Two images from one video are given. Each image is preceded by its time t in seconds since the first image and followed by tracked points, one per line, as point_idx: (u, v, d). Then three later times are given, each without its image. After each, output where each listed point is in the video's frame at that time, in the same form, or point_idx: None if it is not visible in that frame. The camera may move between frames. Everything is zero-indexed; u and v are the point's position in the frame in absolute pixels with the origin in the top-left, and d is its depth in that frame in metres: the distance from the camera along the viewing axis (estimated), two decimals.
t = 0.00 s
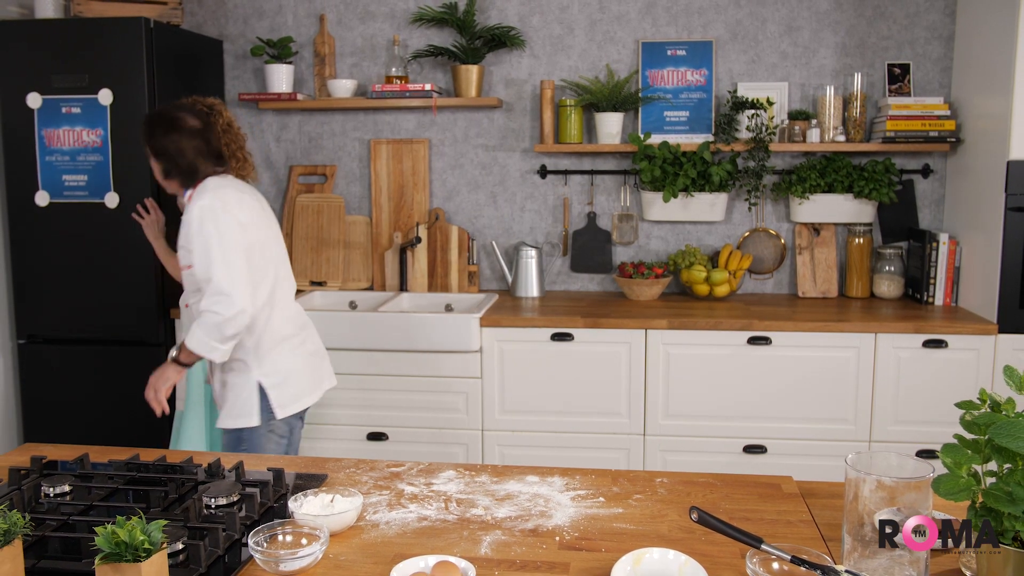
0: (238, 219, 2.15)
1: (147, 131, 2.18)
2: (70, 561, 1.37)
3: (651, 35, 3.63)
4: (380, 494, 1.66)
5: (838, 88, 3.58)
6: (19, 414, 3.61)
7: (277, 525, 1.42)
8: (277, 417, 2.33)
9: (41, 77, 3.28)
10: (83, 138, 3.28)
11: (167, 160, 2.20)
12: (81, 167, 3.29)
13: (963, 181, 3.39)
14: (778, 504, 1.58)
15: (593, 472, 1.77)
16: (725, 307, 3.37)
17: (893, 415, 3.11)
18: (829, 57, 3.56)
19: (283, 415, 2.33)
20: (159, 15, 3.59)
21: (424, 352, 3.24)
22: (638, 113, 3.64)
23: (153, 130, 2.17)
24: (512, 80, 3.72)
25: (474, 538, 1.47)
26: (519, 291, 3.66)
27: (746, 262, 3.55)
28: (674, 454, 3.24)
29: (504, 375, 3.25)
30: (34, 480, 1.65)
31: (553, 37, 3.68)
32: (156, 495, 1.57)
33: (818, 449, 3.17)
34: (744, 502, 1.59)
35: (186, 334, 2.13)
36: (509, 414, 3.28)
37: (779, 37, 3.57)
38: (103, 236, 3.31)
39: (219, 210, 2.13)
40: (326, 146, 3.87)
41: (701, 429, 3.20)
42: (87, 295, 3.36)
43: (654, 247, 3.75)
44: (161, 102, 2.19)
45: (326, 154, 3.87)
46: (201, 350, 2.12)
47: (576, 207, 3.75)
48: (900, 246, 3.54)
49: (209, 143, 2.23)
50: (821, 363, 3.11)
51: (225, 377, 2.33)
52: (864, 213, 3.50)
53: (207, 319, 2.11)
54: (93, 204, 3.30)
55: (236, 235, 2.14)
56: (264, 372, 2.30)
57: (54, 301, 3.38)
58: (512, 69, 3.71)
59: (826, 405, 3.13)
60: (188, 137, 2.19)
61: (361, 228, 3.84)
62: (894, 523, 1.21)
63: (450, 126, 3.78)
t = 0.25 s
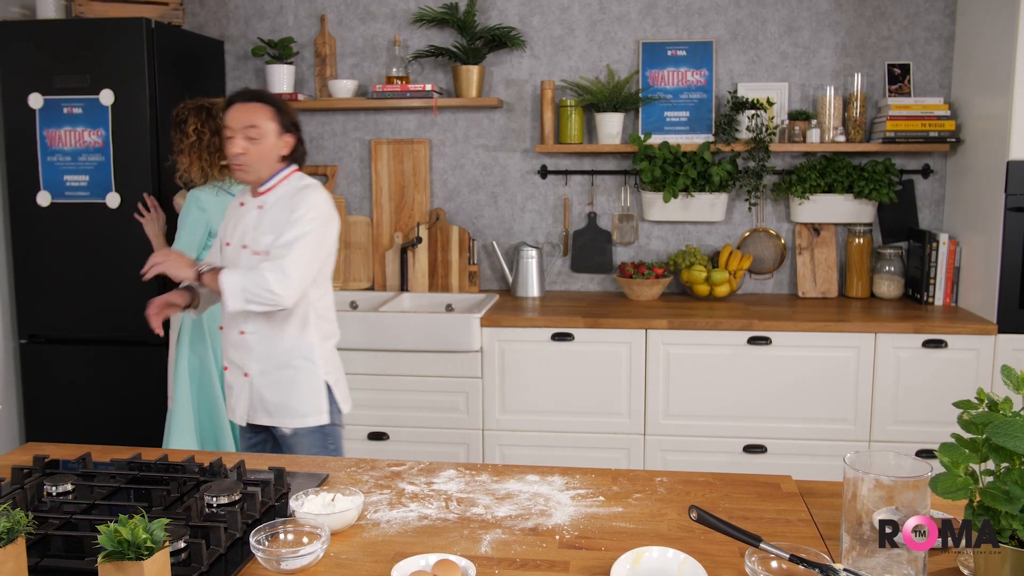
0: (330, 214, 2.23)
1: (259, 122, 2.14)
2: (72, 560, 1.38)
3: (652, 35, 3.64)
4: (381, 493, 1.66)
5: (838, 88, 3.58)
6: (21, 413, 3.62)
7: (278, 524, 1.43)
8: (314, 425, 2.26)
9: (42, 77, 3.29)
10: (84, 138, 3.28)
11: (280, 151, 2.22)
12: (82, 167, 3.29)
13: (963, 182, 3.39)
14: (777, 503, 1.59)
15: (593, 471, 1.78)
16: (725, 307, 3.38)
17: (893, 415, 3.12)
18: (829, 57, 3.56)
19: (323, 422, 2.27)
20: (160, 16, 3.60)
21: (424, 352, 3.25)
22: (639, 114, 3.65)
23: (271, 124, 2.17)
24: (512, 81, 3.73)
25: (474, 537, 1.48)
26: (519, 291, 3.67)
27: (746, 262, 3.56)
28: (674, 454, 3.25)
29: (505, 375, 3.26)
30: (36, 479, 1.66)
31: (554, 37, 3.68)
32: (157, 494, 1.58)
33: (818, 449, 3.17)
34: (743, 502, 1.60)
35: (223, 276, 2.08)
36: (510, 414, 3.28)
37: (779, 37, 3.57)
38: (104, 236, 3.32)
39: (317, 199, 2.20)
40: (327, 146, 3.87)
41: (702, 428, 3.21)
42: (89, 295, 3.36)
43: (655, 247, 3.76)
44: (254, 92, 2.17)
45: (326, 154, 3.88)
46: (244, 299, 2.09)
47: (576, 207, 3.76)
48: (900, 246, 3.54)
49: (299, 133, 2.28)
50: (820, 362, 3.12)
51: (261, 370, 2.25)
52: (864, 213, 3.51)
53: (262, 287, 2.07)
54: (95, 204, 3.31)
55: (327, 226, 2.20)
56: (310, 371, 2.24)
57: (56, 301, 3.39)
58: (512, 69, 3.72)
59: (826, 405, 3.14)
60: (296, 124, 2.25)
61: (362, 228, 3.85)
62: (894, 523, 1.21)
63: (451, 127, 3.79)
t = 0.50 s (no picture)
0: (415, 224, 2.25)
1: (335, 125, 2.15)
2: (75, 559, 1.39)
3: (652, 36, 3.64)
4: (383, 493, 1.67)
5: (839, 89, 3.59)
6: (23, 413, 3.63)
7: (280, 523, 1.44)
8: (392, 433, 2.28)
9: (43, 77, 3.30)
10: (84, 138, 3.29)
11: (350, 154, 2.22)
12: (82, 167, 3.30)
13: (963, 182, 3.40)
14: (777, 503, 1.59)
15: (594, 471, 1.78)
16: (725, 307, 3.38)
17: (893, 415, 3.12)
18: (830, 58, 3.57)
19: (399, 430, 2.32)
20: (162, 16, 3.60)
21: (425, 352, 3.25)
22: (640, 114, 3.65)
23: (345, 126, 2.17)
24: (513, 81, 3.73)
25: (475, 536, 1.48)
26: (520, 291, 3.67)
27: (747, 262, 3.56)
28: (674, 454, 3.25)
29: (506, 374, 3.26)
30: (39, 478, 1.66)
31: (554, 38, 3.69)
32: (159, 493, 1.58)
33: (819, 449, 3.18)
34: (744, 501, 1.60)
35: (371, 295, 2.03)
36: (511, 414, 3.29)
37: (780, 38, 3.58)
38: (105, 236, 3.33)
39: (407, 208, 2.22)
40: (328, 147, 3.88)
41: (702, 428, 3.21)
42: (91, 295, 3.37)
43: (655, 248, 3.76)
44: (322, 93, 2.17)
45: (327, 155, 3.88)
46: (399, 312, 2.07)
47: (577, 207, 3.76)
48: (900, 246, 3.55)
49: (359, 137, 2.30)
50: (821, 362, 3.12)
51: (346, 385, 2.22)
52: (864, 214, 3.51)
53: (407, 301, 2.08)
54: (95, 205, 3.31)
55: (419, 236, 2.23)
56: (393, 380, 2.28)
57: (58, 301, 3.40)
58: (513, 69, 3.73)
59: (826, 405, 3.14)
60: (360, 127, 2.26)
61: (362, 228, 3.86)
62: (894, 523, 1.22)
63: (451, 127, 3.79)
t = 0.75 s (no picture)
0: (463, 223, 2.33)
1: (383, 129, 2.08)
2: (78, 558, 1.39)
3: (653, 36, 3.65)
4: (384, 492, 1.67)
5: (839, 89, 3.59)
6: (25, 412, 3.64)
7: (282, 522, 1.44)
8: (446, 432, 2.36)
9: (34, 77, 3.29)
10: (66, 138, 3.24)
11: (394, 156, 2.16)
12: (65, 167, 3.26)
13: (964, 182, 3.40)
14: (778, 502, 1.59)
15: (595, 470, 1.78)
16: (726, 307, 3.39)
17: (894, 415, 3.13)
18: (830, 58, 3.57)
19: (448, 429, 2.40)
20: (163, 17, 3.61)
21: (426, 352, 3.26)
22: (641, 114, 3.65)
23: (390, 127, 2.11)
24: (514, 81, 3.73)
25: (476, 535, 1.49)
26: (521, 291, 3.68)
27: (747, 262, 3.56)
28: (675, 454, 3.25)
29: (507, 374, 3.27)
30: (41, 477, 1.67)
31: (555, 38, 3.69)
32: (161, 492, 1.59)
33: (819, 449, 3.18)
34: (744, 501, 1.60)
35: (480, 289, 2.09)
36: (512, 414, 3.29)
37: (781, 38, 3.58)
38: (84, 239, 3.26)
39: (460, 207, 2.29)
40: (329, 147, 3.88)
41: (703, 428, 3.21)
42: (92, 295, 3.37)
43: (656, 248, 3.76)
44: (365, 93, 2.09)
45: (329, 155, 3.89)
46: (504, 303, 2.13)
47: (577, 207, 3.77)
48: (901, 246, 3.55)
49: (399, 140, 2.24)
50: (821, 363, 3.12)
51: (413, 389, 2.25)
52: (865, 214, 3.51)
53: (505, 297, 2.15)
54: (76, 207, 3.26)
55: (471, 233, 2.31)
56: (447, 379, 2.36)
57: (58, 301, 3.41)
58: (514, 70, 3.73)
59: (826, 405, 3.15)
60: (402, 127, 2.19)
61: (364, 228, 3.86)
62: (894, 523, 1.22)
63: (452, 127, 3.79)
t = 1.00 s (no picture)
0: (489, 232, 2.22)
1: (412, 130, 1.93)
2: (83, 556, 1.40)
3: (655, 36, 3.65)
4: (387, 492, 1.68)
5: (841, 89, 3.59)
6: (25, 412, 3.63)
7: (286, 521, 1.45)
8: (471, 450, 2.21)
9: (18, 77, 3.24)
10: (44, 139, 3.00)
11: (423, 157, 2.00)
12: (46, 169, 3.04)
13: (965, 182, 3.40)
14: (779, 502, 1.60)
15: (597, 469, 1.79)
16: (727, 307, 3.39)
17: (895, 415, 3.13)
18: (832, 58, 3.57)
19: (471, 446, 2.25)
20: (166, 17, 3.61)
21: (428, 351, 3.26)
22: (642, 114, 3.65)
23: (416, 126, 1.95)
24: (516, 81, 3.74)
25: (479, 534, 1.49)
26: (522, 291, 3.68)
27: (749, 262, 3.57)
28: (676, 454, 3.26)
29: (509, 374, 3.27)
30: (45, 476, 1.68)
31: (557, 38, 3.70)
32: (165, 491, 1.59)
33: (820, 449, 3.18)
34: (745, 500, 1.61)
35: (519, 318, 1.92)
36: (514, 414, 3.30)
37: (782, 38, 3.59)
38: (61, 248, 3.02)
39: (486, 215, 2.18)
40: (331, 147, 3.89)
41: (704, 428, 3.22)
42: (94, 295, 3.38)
43: (658, 248, 3.77)
44: (388, 89, 1.95)
45: (331, 155, 3.89)
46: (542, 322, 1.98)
47: (579, 208, 3.78)
48: (902, 246, 3.56)
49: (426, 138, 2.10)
50: (822, 363, 3.13)
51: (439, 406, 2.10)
52: (866, 214, 3.51)
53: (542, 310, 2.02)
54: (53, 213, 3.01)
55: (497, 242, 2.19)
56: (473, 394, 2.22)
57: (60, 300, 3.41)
58: (516, 70, 3.74)
59: (827, 405, 3.15)
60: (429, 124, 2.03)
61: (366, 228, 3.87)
62: (894, 523, 1.22)
63: (454, 127, 3.80)
